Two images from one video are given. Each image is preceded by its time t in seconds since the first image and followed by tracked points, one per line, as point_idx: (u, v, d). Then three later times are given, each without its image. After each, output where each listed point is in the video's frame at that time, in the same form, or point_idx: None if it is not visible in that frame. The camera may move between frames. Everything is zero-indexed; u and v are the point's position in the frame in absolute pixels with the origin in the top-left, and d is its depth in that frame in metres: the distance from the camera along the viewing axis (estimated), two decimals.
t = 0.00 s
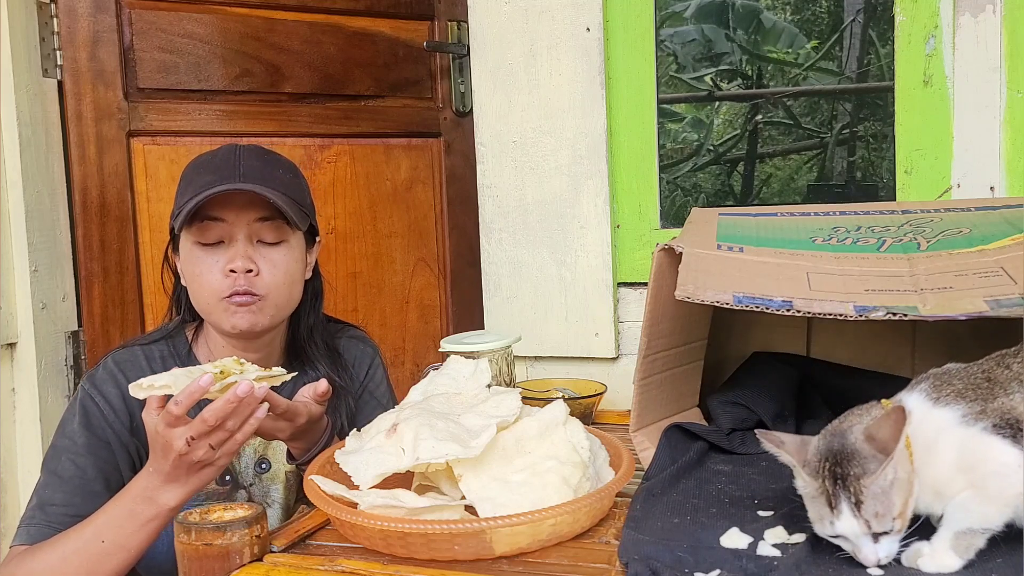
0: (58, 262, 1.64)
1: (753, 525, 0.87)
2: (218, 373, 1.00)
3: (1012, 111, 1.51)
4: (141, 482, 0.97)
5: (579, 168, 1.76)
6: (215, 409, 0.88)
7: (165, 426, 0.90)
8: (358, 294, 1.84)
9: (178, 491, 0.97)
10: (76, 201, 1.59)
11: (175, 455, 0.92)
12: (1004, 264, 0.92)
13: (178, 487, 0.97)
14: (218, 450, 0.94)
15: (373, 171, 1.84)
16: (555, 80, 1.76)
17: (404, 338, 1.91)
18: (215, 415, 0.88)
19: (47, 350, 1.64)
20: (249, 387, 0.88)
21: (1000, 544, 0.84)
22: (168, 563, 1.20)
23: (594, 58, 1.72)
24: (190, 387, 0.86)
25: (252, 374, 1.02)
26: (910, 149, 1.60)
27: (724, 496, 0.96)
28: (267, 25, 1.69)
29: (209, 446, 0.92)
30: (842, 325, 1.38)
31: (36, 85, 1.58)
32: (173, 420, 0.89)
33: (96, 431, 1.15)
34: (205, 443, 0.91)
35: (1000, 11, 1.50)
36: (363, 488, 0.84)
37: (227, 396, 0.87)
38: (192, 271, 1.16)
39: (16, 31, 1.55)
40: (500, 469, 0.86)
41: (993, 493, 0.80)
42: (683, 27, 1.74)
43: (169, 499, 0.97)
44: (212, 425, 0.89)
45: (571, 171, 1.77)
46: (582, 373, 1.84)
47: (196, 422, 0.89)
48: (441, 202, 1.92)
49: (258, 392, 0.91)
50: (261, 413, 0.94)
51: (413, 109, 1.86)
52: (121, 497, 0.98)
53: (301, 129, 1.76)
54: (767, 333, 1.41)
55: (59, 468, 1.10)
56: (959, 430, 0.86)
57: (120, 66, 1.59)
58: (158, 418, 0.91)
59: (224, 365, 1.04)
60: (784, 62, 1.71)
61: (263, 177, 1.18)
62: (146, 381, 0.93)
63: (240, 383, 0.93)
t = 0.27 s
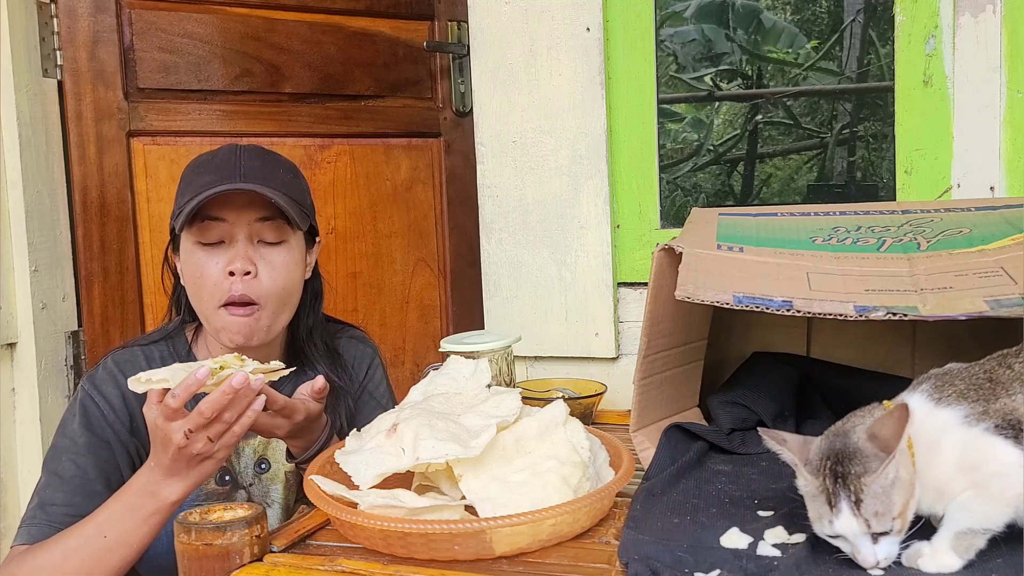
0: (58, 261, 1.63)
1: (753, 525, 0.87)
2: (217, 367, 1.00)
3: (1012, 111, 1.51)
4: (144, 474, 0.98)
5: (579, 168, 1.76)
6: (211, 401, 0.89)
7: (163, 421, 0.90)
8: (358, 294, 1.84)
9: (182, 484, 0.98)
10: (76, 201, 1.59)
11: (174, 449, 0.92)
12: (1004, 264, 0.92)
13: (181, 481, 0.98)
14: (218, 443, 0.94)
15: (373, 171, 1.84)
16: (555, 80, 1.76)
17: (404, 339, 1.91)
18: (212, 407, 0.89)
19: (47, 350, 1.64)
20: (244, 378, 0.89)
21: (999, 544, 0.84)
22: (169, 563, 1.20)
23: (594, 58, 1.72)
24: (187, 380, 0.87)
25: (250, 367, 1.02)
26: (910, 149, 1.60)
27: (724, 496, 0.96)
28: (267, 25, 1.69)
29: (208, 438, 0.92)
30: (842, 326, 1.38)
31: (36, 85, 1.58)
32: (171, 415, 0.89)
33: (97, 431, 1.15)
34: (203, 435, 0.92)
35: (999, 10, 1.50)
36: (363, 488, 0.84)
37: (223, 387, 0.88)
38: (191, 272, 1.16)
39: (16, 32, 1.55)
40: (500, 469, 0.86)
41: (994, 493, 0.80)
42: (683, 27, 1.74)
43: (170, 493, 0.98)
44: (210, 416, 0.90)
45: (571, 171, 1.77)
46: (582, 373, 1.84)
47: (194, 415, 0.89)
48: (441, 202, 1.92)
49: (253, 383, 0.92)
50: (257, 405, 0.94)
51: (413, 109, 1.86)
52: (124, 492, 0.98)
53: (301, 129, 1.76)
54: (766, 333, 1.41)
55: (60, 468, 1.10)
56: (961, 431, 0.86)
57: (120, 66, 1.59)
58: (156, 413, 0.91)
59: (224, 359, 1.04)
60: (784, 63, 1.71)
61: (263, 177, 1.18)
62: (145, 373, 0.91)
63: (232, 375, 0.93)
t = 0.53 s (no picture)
0: (58, 261, 1.63)
1: (753, 525, 0.87)
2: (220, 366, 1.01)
3: (1012, 111, 1.51)
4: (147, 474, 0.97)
5: (579, 168, 1.76)
6: (218, 403, 0.89)
7: (168, 422, 0.90)
8: (358, 294, 1.84)
9: (186, 484, 0.98)
10: (76, 201, 1.59)
11: (179, 450, 0.93)
12: (1004, 265, 0.92)
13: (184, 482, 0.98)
14: (223, 444, 0.95)
15: (373, 171, 1.84)
16: (555, 80, 1.76)
17: (404, 339, 1.91)
18: (219, 409, 0.89)
19: (47, 350, 1.64)
20: (251, 381, 0.89)
21: (999, 544, 0.84)
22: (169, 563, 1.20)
23: (594, 58, 1.72)
24: (193, 383, 0.87)
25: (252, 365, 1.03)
26: (910, 149, 1.60)
27: (724, 496, 0.96)
28: (267, 25, 1.69)
29: (214, 439, 0.93)
30: (842, 326, 1.38)
31: (36, 85, 1.58)
32: (177, 416, 0.90)
33: (97, 432, 1.15)
34: (210, 437, 0.92)
35: (999, 10, 1.50)
36: (363, 488, 0.85)
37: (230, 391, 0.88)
38: (192, 273, 1.16)
39: (16, 32, 1.55)
40: (500, 469, 0.86)
41: (997, 495, 0.80)
42: (683, 27, 1.74)
43: (174, 492, 0.98)
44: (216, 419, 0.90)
45: (571, 171, 1.77)
46: (582, 373, 1.84)
47: (200, 416, 0.90)
48: (441, 202, 1.92)
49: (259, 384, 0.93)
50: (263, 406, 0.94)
51: (413, 109, 1.86)
52: (127, 491, 0.99)
53: (301, 129, 1.76)
54: (767, 333, 1.41)
55: (60, 469, 1.10)
56: (964, 432, 0.86)
57: (120, 66, 1.59)
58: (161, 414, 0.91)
59: (224, 356, 1.04)
60: (784, 63, 1.71)
61: (262, 178, 1.18)
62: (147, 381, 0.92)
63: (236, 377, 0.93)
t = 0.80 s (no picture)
0: (58, 261, 1.63)
1: (753, 525, 0.87)
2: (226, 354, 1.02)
3: (1012, 111, 1.51)
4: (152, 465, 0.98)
5: (579, 168, 1.76)
6: (229, 388, 0.90)
7: (179, 410, 0.91)
8: (358, 294, 1.84)
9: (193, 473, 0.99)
10: (76, 201, 1.59)
11: (189, 437, 0.93)
12: (1004, 265, 0.92)
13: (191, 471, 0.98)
14: (234, 430, 0.95)
15: (373, 171, 1.84)
16: (555, 80, 1.76)
17: (404, 339, 1.91)
18: (230, 394, 0.90)
19: (47, 350, 1.64)
20: (261, 365, 0.90)
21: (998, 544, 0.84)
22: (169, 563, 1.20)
23: (594, 58, 1.72)
24: (204, 370, 0.88)
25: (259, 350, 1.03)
26: (910, 149, 1.60)
27: (724, 496, 0.96)
28: (267, 25, 1.69)
29: (224, 425, 0.94)
30: (842, 326, 1.38)
31: (36, 85, 1.58)
32: (187, 404, 0.90)
33: (99, 432, 1.15)
34: (220, 423, 0.93)
35: (999, 10, 1.50)
36: (363, 488, 0.85)
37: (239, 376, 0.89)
38: (192, 277, 1.16)
39: (17, 32, 1.55)
40: (500, 470, 0.86)
41: (999, 496, 0.80)
42: (683, 27, 1.74)
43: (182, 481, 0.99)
44: (227, 404, 0.91)
45: (571, 171, 1.77)
46: (582, 373, 1.84)
47: (211, 403, 0.91)
48: (441, 202, 1.92)
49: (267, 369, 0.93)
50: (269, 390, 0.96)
51: (413, 109, 1.86)
52: (133, 483, 0.99)
53: (301, 129, 1.76)
54: (767, 333, 1.40)
55: (63, 469, 1.10)
56: (965, 434, 0.86)
57: (120, 66, 1.59)
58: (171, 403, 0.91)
59: (225, 346, 1.05)
60: (784, 63, 1.71)
61: (261, 181, 1.18)
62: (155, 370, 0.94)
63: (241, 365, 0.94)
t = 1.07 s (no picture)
0: (58, 261, 1.63)
1: (753, 525, 0.87)
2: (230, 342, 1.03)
3: (1012, 111, 1.51)
4: (156, 458, 0.99)
5: (579, 168, 1.76)
6: (236, 377, 0.92)
7: (185, 401, 0.93)
8: (358, 294, 1.84)
9: (196, 465, 1.00)
10: (76, 201, 1.59)
11: (194, 428, 0.95)
12: (1004, 265, 0.92)
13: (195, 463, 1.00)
14: (238, 417, 0.98)
15: (373, 171, 1.84)
16: (555, 80, 1.76)
17: (404, 339, 1.91)
18: (237, 382, 0.92)
19: (47, 350, 1.63)
20: (265, 352, 0.92)
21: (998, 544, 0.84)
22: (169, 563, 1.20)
23: (594, 58, 1.72)
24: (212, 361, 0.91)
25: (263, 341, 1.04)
26: (910, 149, 1.60)
27: (724, 496, 0.96)
28: (267, 25, 1.69)
29: (230, 413, 0.96)
30: (842, 326, 1.38)
31: (36, 85, 1.58)
32: (194, 395, 0.93)
33: (100, 432, 1.15)
34: (226, 411, 0.95)
35: (999, 11, 1.50)
36: (363, 488, 0.85)
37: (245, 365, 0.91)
38: (191, 281, 1.15)
39: (17, 32, 1.55)
40: (500, 469, 0.86)
41: (999, 496, 0.80)
42: (683, 27, 1.74)
43: (187, 474, 1.00)
44: (233, 391, 0.93)
45: (571, 171, 1.77)
46: (582, 373, 1.84)
47: (218, 392, 0.93)
48: (441, 202, 1.92)
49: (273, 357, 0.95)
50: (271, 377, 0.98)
51: (413, 109, 1.86)
52: (136, 478, 0.99)
53: (301, 129, 1.76)
54: (767, 333, 1.40)
55: (64, 470, 1.10)
56: (965, 433, 0.86)
57: (120, 66, 1.59)
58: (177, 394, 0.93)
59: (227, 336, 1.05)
60: (784, 63, 1.71)
61: (261, 186, 1.18)
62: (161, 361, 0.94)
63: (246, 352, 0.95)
